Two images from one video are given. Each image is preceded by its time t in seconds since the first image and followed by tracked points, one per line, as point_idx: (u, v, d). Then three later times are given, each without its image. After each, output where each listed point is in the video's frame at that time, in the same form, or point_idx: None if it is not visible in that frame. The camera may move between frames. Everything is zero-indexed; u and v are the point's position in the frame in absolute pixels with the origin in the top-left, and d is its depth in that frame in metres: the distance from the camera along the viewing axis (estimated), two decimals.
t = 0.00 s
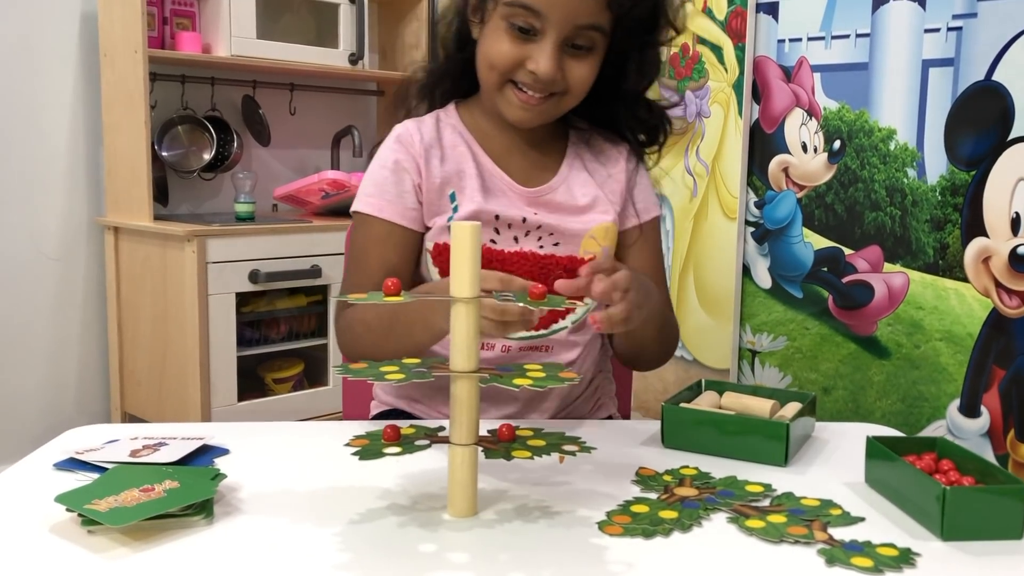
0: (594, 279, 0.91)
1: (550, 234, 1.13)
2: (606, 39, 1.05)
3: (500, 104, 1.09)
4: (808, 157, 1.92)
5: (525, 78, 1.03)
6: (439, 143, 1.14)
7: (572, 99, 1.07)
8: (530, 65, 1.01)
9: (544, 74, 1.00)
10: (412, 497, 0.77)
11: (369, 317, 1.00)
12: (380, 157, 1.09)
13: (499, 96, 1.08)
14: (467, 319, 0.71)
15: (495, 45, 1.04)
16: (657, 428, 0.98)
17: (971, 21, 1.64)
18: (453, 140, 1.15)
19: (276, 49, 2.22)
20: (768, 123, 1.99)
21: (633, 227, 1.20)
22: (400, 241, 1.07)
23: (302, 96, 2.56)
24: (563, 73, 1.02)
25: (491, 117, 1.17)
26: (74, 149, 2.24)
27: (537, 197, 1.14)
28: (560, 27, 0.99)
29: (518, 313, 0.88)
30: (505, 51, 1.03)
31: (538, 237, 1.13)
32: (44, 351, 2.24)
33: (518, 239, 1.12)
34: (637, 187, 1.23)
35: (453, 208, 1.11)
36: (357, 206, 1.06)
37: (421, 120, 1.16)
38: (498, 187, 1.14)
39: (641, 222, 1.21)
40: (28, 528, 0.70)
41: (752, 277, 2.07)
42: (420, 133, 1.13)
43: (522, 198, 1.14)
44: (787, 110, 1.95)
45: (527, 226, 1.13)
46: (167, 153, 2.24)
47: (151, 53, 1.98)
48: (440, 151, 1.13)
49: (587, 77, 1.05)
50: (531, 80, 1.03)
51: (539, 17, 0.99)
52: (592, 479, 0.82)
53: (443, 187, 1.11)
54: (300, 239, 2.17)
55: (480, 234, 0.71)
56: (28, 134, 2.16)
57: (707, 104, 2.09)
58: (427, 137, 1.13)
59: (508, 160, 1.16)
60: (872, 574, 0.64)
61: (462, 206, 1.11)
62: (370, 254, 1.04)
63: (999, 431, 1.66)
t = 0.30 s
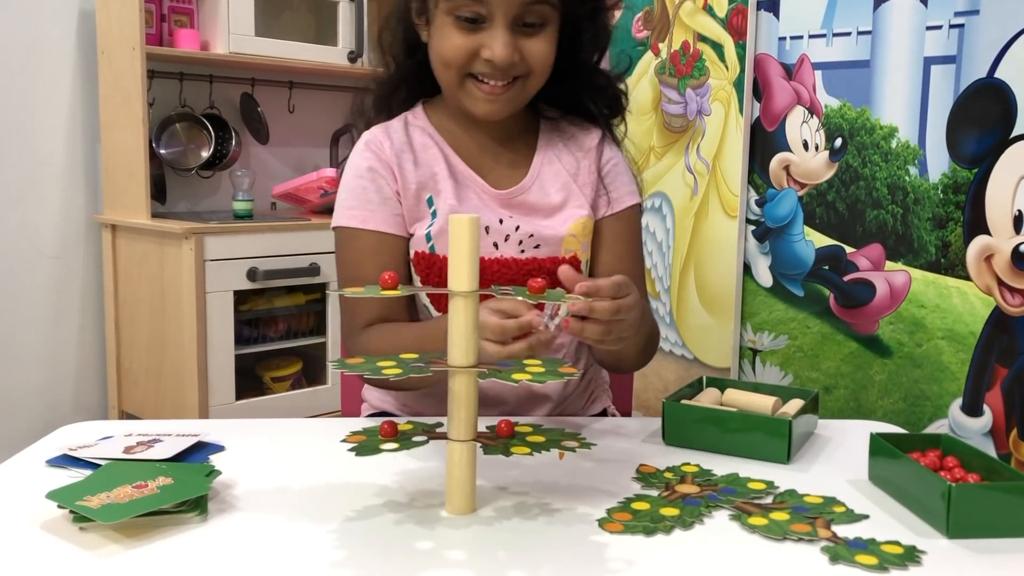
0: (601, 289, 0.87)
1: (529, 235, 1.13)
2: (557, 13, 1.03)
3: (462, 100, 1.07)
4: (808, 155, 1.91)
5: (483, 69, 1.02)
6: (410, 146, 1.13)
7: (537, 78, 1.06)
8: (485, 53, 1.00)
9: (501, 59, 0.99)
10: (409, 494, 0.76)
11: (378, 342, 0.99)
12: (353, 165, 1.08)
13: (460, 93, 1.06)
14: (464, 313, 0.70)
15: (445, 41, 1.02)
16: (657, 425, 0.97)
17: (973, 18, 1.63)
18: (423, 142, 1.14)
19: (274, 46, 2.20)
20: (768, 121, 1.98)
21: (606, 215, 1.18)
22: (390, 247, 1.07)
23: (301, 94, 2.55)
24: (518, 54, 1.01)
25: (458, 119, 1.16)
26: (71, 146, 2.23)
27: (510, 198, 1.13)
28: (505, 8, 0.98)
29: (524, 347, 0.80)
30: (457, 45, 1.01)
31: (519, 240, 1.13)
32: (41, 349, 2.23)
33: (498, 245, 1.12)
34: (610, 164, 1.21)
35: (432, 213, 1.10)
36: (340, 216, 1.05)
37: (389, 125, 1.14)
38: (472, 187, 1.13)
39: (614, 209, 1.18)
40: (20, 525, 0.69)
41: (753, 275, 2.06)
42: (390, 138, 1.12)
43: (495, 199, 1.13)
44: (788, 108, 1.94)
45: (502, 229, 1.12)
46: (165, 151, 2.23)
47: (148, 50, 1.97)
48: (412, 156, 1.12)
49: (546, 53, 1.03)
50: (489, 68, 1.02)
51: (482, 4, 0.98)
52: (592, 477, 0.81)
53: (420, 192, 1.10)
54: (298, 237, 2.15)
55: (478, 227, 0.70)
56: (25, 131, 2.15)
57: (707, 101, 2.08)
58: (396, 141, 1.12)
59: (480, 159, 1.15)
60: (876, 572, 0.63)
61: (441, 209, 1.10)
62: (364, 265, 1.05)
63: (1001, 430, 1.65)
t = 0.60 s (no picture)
0: (613, 270, 0.88)
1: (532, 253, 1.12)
2: (552, 33, 0.99)
3: (462, 133, 1.05)
4: (811, 152, 1.91)
5: (479, 103, 0.99)
6: (419, 154, 1.12)
7: (538, 104, 1.03)
8: (478, 88, 0.97)
9: (495, 94, 0.96)
10: (409, 490, 0.75)
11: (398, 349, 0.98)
12: (361, 169, 1.08)
13: (459, 127, 1.04)
14: (466, 306, 0.69)
15: (438, 78, 1.00)
16: (660, 422, 0.96)
17: (977, 14, 1.62)
18: (428, 148, 1.13)
19: (273, 43, 2.19)
20: (770, 119, 1.98)
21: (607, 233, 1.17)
22: (401, 250, 1.06)
23: (301, 91, 2.54)
24: (513, 85, 0.97)
25: (457, 141, 1.14)
26: (71, 143, 2.22)
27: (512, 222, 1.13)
28: (492, 41, 0.95)
29: (531, 309, 0.81)
30: (450, 81, 0.99)
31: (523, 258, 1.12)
32: (38, 347, 2.22)
33: (503, 259, 1.12)
34: (612, 182, 1.19)
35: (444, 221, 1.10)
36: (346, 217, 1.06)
37: (400, 129, 1.14)
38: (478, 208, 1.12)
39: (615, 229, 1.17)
40: (15, 520, 0.68)
41: (755, 274, 2.05)
42: (399, 142, 1.12)
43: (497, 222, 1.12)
44: (790, 105, 1.93)
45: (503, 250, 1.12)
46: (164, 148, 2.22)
47: (148, 46, 1.96)
48: (420, 164, 1.11)
49: (543, 79, 1.00)
50: (483, 102, 0.99)
51: (469, 37, 0.95)
52: (594, 473, 0.80)
53: (430, 202, 1.10)
54: (298, 235, 2.15)
55: (479, 219, 0.69)
56: (24, 128, 2.14)
57: (709, 99, 2.07)
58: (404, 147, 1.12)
59: (484, 178, 1.14)
60: (884, 568, 0.62)
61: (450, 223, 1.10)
62: (367, 270, 1.04)
63: (1005, 430, 1.64)
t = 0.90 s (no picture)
0: (632, 239, 0.92)
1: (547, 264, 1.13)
2: (578, 41, 0.97)
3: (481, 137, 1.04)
4: (814, 150, 1.90)
5: (499, 108, 0.98)
6: (442, 154, 1.11)
7: (561, 113, 1.01)
8: (498, 92, 0.95)
9: (515, 99, 0.95)
10: (411, 488, 0.74)
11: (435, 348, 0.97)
12: (384, 164, 1.06)
13: (478, 131, 1.03)
14: (468, 300, 0.68)
15: (459, 80, 0.99)
16: (664, 420, 0.95)
17: (982, 11, 1.61)
18: (451, 148, 1.12)
19: (273, 40, 2.19)
20: (773, 116, 1.97)
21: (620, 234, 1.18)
22: (429, 247, 1.04)
23: (302, 89, 2.53)
24: (534, 91, 0.96)
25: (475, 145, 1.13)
26: (70, 140, 2.21)
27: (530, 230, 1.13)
28: (517, 45, 0.93)
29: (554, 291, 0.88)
30: (471, 84, 0.97)
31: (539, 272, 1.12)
32: (37, 345, 2.21)
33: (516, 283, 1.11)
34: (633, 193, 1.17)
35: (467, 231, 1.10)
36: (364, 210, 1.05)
37: (423, 126, 1.13)
38: (496, 216, 1.12)
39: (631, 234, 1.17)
40: (11, 516, 0.67)
41: (757, 273, 2.04)
42: (421, 138, 1.11)
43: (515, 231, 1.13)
44: (794, 102, 1.92)
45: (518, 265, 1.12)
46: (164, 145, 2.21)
47: (148, 43, 1.95)
48: (444, 164, 1.10)
49: (567, 87, 0.98)
50: (504, 106, 0.97)
51: (492, 39, 0.93)
52: (598, 470, 0.79)
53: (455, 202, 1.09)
54: (298, 233, 2.14)
55: (482, 212, 0.67)
56: (23, 125, 2.13)
57: (712, 96, 2.06)
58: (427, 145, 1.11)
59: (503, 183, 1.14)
60: (894, 567, 0.61)
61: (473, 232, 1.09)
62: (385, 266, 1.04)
63: (1009, 430, 1.63)
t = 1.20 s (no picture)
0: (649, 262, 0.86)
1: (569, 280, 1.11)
2: (596, 30, 0.98)
3: (500, 133, 1.04)
4: (817, 150, 1.89)
5: (517, 98, 0.98)
6: (466, 165, 1.10)
7: (580, 105, 1.01)
8: (516, 79, 0.96)
9: (532, 86, 0.95)
10: (414, 487, 0.73)
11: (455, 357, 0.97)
12: (410, 173, 1.05)
13: (497, 126, 1.03)
14: (473, 297, 0.67)
15: (476, 72, 0.99)
16: (670, 419, 0.94)
17: (986, 9, 1.60)
18: (474, 159, 1.11)
19: (274, 38, 2.18)
20: (776, 115, 1.96)
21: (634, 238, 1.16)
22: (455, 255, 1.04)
23: (302, 88, 2.52)
24: (552, 78, 0.96)
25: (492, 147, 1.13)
26: (70, 139, 2.20)
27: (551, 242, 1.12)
28: (535, 31, 0.94)
29: (580, 304, 0.81)
30: (489, 74, 0.98)
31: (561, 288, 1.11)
32: (36, 345, 2.20)
33: (536, 297, 1.10)
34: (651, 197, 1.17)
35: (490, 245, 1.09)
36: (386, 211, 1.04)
37: (445, 133, 1.12)
38: (519, 227, 1.11)
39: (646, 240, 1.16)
40: (8, 515, 0.66)
41: (760, 273, 2.03)
42: (443, 144, 1.10)
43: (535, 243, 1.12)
44: (796, 102, 1.91)
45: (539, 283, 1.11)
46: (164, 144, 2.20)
47: (148, 41, 1.94)
48: (467, 175, 1.10)
49: (585, 75, 0.99)
50: (522, 95, 0.98)
51: (509, 25, 0.95)
52: (604, 470, 0.78)
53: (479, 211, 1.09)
54: (298, 232, 2.13)
55: (487, 206, 0.67)
56: (23, 124, 2.12)
57: (714, 96, 2.05)
58: (451, 153, 1.10)
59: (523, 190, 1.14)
60: (905, 568, 0.60)
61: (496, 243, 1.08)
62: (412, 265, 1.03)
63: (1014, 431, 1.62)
